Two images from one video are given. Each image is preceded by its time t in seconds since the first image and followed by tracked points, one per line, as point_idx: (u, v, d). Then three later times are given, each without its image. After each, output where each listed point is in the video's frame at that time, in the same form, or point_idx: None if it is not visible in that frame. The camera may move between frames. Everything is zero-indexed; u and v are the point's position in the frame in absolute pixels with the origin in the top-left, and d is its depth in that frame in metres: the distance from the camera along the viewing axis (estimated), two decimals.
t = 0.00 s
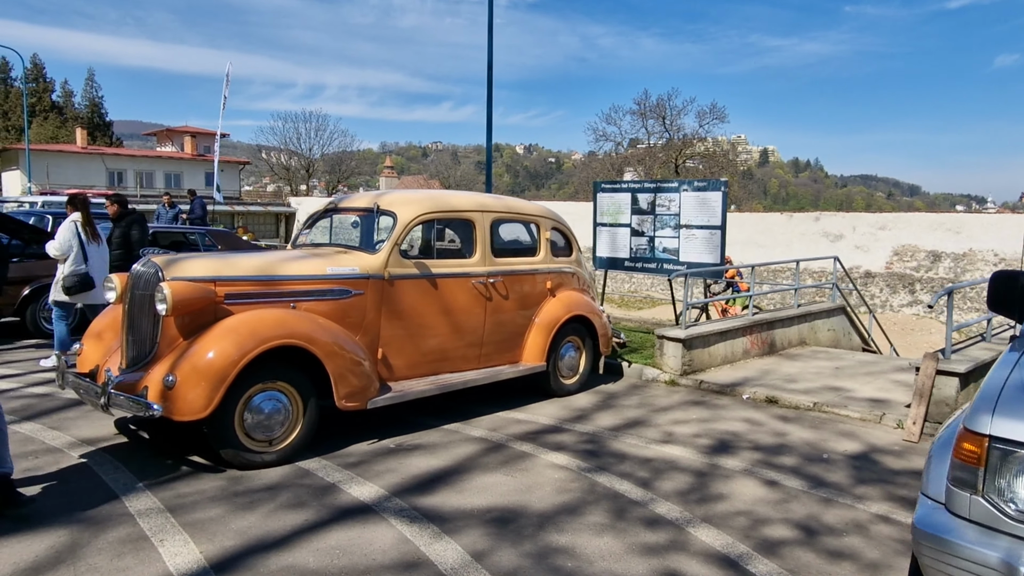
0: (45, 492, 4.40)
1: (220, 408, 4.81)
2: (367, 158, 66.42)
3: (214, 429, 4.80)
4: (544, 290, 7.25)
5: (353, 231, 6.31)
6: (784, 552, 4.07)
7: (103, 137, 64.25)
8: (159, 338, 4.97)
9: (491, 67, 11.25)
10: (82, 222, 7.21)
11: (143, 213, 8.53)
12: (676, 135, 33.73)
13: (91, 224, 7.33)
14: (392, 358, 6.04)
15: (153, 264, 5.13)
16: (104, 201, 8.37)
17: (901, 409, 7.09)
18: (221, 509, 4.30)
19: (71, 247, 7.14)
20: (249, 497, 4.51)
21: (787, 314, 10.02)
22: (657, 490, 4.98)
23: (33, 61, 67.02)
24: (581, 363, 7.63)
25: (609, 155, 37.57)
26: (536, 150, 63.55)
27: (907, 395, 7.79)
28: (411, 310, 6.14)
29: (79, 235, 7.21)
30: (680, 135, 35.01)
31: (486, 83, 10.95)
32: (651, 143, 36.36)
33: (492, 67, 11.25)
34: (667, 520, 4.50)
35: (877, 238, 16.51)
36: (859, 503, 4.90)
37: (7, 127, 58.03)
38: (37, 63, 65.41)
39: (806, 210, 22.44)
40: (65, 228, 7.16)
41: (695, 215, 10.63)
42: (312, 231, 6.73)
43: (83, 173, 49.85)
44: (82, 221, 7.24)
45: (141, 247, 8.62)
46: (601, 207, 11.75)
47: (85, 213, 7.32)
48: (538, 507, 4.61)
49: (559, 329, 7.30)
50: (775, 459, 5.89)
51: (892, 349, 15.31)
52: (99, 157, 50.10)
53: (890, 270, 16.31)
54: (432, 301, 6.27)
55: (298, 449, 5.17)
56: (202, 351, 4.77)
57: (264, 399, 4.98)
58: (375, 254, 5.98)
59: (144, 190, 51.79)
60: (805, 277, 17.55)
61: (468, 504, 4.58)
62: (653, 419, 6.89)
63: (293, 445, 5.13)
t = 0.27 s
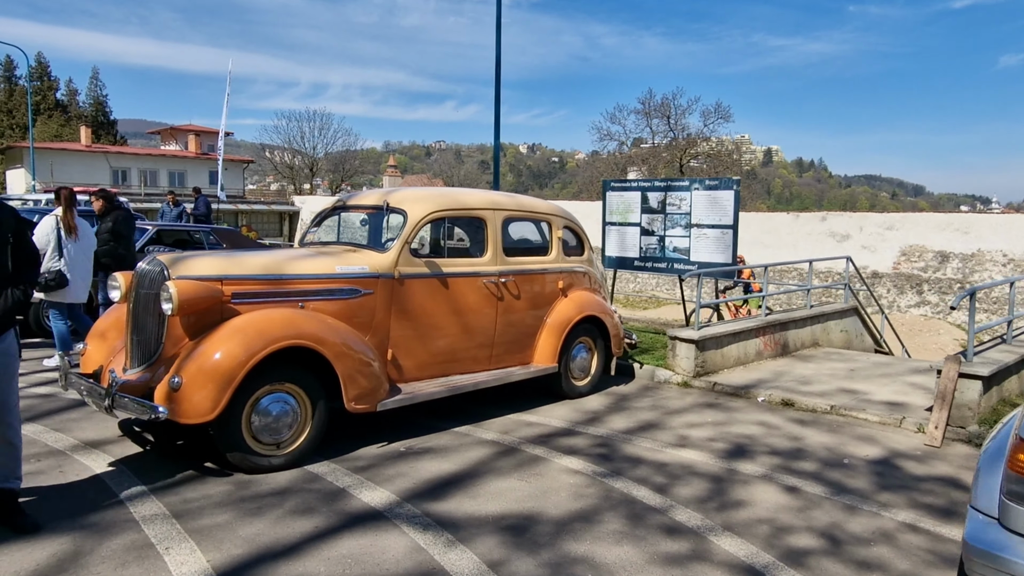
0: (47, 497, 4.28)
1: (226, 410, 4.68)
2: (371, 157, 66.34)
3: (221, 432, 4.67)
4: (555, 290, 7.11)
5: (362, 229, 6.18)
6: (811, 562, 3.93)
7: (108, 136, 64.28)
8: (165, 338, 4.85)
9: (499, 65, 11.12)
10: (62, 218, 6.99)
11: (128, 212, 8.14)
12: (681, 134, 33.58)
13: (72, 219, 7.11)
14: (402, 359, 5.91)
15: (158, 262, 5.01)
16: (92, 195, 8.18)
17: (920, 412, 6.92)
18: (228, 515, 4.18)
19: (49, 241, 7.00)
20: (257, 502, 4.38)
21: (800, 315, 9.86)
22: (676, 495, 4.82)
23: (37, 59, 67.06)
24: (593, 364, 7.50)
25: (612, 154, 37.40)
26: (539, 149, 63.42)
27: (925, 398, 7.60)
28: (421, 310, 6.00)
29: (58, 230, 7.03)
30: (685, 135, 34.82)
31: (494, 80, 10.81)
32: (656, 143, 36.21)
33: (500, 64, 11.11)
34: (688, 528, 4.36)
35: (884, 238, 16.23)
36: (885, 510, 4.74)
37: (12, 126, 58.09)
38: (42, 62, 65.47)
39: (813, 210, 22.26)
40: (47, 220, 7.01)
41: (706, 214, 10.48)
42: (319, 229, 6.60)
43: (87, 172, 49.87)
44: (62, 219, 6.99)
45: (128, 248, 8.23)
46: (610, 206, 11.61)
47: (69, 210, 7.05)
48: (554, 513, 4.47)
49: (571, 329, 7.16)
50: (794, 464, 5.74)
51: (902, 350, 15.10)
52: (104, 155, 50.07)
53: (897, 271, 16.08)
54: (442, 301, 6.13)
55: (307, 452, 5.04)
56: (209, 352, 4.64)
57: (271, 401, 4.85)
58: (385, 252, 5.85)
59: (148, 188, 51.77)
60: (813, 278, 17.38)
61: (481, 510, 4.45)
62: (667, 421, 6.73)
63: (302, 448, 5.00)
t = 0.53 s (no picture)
0: (47, 509, 4.15)
1: (231, 417, 4.55)
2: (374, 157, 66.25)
3: (225, 439, 4.54)
4: (565, 292, 6.97)
5: (368, 231, 6.04)
6: None
7: (112, 136, 64.31)
8: (168, 343, 4.72)
9: (505, 64, 10.98)
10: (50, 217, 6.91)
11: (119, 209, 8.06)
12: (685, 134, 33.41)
13: (60, 218, 7.00)
14: (410, 363, 5.78)
15: (161, 265, 4.88)
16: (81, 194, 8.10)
17: (938, 418, 6.75)
18: (233, 526, 4.05)
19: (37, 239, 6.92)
20: (262, 513, 4.24)
21: (812, 317, 9.70)
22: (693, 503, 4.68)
23: (41, 59, 67.13)
24: (603, 368, 7.36)
25: (615, 154, 37.23)
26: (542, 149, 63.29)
27: (941, 403, 7.44)
28: (430, 313, 5.87)
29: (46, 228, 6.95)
30: (690, 134, 34.64)
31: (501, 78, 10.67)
32: (660, 142, 36.05)
33: (507, 63, 10.98)
34: (706, 540, 4.21)
35: (891, 238, 16.04)
36: (909, 521, 4.59)
37: (16, 125, 58.14)
38: (45, 61, 65.49)
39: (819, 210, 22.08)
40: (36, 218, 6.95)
41: (716, 215, 10.33)
42: (325, 230, 6.47)
43: (90, 172, 49.86)
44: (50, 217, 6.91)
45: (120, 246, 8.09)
46: (618, 207, 11.47)
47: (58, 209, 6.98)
48: (568, 524, 4.33)
49: (581, 333, 7.02)
50: (812, 472, 5.59)
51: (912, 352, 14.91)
52: (107, 154, 50.04)
53: (905, 271, 15.90)
54: (451, 304, 6.00)
55: (313, 459, 4.91)
56: (213, 357, 4.51)
57: (277, 408, 4.72)
58: (393, 254, 5.72)
59: (152, 188, 51.75)
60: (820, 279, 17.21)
61: (493, 520, 4.31)
62: (680, 427, 6.58)
63: (308, 456, 4.87)
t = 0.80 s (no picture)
0: (49, 515, 4.06)
1: (237, 421, 4.44)
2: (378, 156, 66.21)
3: (231, 443, 4.44)
4: (575, 292, 6.87)
5: (376, 230, 5.94)
6: None
7: (116, 134, 64.37)
8: (173, 345, 4.62)
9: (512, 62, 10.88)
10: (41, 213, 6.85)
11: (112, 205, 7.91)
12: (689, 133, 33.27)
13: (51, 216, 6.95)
14: (418, 365, 5.67)
15: (165, 265, 4.78)
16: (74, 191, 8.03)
17: (956, 422, 6.62)
18: (239, 532, 3.95)
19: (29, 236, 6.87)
20: (268, 519, 4.14)
21: (823, 319, 9.57)
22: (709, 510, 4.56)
23: (46, 58, 67.23)
24: (613, 370, 7.24)
25: (618, 154, 37.11)
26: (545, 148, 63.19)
27: (957, 406, 7.29)
28: (438, 314, 5.76)
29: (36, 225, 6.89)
30: (694, 133, 34.50)
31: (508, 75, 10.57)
32: (664, 142, 35.91)
33: (515, 61, 10.88)
34: (725, 549, 4.10)
35: (897, 239, 15.88)
36: (931, 530, 4.47)
37: (20, 124, 58.23)
38: (50, 59, 65.54)
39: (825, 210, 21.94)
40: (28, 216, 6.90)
41: (725, 215, 10.21)
42: (332, 229, 6.37)
43: (95, 170, 49.89)
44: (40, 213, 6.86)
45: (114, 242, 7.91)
46: (626, 206, 11.35)
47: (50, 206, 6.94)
48: (582, 532, 4.22)
49: (592, 334, 6.91)
50: (829, 477, 5.47)
51: (920, 353, 14.75)
52: (111, 153, 50.06)
53: (912, 272, 15.74)
54: (460, 305, 5.89)
55: (320, 463, 4.81)
56: (218, 359, 4.40)
57: (284, 411, 4.62)
58: (401, 254, 5.61)
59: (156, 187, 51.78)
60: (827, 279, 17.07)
61: (505, 528, 4.20)
62: (692, 430, 6.46)
63: (315, 459, 4.77)
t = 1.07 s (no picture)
0: (51, 519, 3.95)
1: (243, 421, 4.33)
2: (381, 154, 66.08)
3: (238, 444, 4.33)
4: (587, 290, 6.75)
5: (385, 226, 5.82)
6: None
7: (120, 131, 64.34)
8: (177, 343, 4.52)
9: (520, 57, 10.74)
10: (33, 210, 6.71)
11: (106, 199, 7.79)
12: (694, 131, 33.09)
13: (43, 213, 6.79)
14: (428, 364, 5.56)
15: (171, 261, 4.67)
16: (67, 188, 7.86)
17: (975, 424, 6.48)
18: (247, 537, 3.83)
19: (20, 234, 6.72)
20: (277, 522, 4.03)
21: (836, 318, 9.43)
22: (728, 514, 4.44)
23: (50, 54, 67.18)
24: (624, 370, 7.12)
25: (621, 152, 36.97)
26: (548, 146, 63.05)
27: (974, 407, 7.15)
28: (448, 312, 5.65)
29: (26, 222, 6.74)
30: (699, 131, 34.35)
31: (516, 70, 10.44)
32: (668, 140, 35.74)
33: (522, 56, 10.75)
34: (745, 555, 3.98)
35: (904, 238, 15.73)
36: (958, 537, 4.34)
37: (24, 120, 58.21)
38: (54, 56, 65.60)
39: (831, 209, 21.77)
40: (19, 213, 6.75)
41: (736, 212, 10.07)
42: (339, 225, 6.25)
43: (99, 167, 49.82)
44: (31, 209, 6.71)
45: (108, 236, 7.73)
46: (635, 204, 11.22)
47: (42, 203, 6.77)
48: (598, 537, 4.09)
49: (603, 333, 6.79)
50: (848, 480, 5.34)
51: (929, 353, 14.60)
52: (115, 150, 49.93)
53: (918, 271, 15.58)
54: (470, 303, 5.77)
55: (328, 465, 4.70)
56: (225, 358, 4.30)
57: (292, 411, 4.51)
58: (411, 251, 5.49)
59: (160, 184, 51.72)
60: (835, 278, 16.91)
61: (519, 533, 4.08)
62: (706, 431, 6.33)
63: (323, 461, 4.66)
